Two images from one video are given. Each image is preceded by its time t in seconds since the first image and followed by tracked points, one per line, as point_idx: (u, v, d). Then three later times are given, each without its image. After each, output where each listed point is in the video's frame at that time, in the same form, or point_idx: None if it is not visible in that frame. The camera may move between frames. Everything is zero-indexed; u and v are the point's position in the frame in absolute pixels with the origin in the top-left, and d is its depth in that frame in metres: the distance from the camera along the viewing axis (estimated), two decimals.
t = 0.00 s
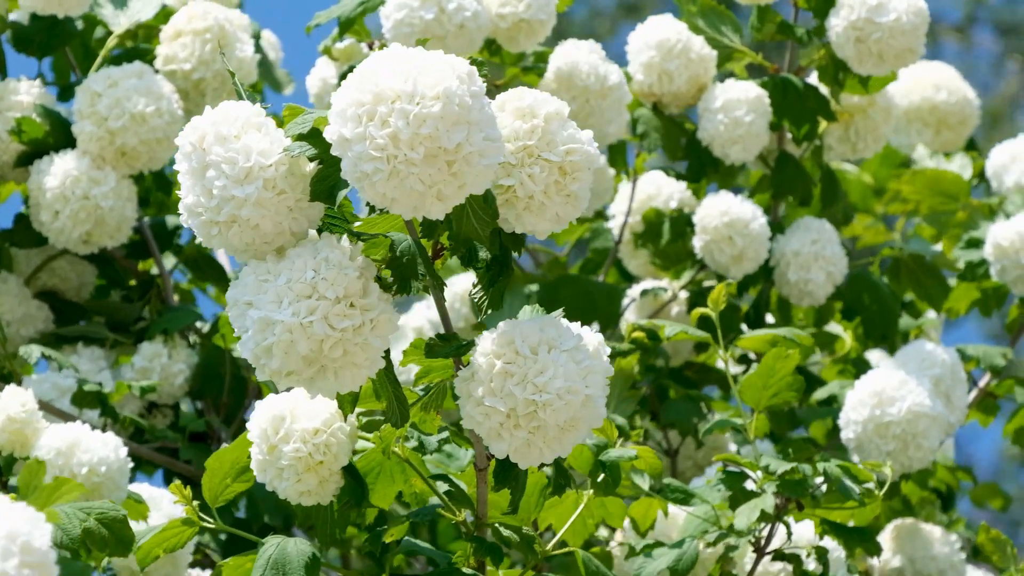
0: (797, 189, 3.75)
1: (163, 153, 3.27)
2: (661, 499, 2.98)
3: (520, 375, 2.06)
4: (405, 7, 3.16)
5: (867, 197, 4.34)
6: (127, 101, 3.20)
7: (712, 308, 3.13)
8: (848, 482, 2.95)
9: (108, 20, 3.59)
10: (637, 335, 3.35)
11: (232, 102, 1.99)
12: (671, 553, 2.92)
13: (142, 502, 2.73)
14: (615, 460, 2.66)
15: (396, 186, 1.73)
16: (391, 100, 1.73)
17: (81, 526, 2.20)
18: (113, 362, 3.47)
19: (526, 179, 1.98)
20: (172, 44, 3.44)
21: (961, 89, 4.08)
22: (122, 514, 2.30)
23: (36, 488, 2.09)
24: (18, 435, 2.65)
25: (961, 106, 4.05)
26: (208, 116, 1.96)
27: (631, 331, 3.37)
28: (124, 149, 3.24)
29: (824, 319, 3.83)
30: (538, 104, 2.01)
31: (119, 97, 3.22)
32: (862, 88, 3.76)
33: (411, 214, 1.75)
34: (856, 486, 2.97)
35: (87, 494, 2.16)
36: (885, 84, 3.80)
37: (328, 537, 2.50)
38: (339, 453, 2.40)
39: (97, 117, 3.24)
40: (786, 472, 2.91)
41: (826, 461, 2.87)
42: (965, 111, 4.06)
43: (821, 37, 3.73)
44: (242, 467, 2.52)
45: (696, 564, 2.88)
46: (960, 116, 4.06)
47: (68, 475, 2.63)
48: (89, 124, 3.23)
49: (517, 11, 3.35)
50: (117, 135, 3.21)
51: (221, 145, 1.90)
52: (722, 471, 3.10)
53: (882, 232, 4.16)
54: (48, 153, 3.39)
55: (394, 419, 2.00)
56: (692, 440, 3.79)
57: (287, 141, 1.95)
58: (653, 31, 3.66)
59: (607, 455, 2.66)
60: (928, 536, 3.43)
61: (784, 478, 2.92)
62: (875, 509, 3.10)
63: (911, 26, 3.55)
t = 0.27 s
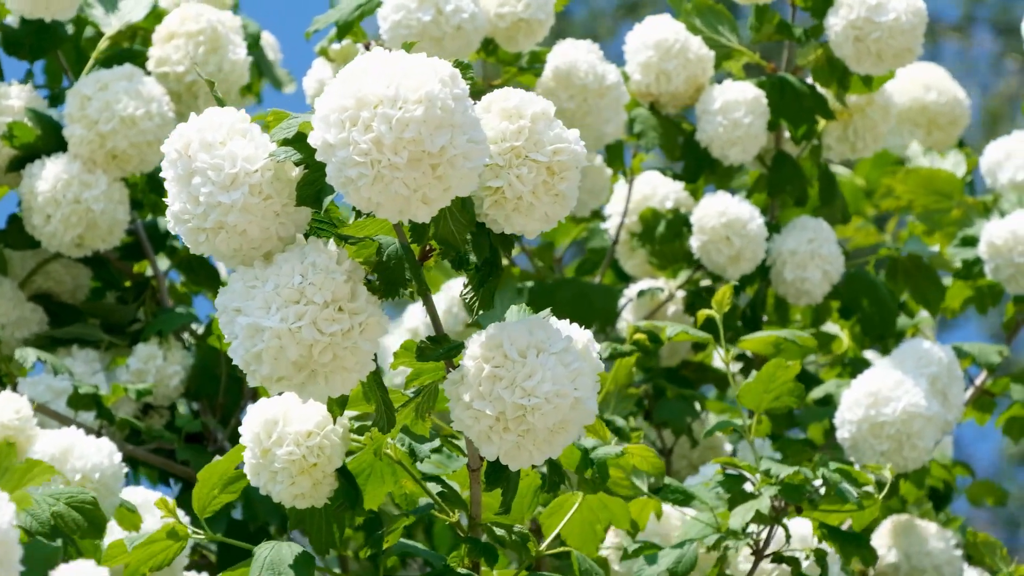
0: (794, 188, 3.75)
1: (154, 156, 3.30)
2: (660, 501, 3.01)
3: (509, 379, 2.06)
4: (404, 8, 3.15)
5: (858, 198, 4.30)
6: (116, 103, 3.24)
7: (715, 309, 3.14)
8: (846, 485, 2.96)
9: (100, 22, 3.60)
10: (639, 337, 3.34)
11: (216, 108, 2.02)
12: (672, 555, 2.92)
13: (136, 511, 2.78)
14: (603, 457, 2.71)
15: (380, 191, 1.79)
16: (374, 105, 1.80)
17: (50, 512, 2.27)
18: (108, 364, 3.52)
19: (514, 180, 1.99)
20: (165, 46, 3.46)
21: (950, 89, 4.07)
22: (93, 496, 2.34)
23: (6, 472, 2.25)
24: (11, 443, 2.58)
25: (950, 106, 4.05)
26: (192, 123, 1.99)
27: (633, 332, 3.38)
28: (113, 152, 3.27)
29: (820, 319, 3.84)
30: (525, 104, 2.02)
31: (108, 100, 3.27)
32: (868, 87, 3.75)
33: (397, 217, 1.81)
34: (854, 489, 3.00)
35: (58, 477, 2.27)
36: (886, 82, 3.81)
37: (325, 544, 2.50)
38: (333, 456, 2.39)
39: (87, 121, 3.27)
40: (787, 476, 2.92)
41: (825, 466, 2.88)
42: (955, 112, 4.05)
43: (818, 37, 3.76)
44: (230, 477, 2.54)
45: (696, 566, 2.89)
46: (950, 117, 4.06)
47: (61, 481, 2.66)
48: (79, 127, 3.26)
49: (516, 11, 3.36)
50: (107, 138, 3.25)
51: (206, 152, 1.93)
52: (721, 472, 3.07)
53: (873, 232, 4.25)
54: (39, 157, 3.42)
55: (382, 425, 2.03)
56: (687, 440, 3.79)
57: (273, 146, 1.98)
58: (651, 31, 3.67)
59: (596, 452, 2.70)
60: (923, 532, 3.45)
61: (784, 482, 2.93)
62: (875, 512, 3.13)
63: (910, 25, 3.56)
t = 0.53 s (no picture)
0: (789, 187, 3.76)
1: (145, 157, 3.35)
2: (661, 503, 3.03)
3: (503, 380, 2.06)
4: (400, 11, 3.14)
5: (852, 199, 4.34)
6: (105, 105, 3.29)
7: (713, 311, 3.15)
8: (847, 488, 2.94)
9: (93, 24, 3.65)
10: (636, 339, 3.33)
11: (205, 114, 2.02)
12: (675, 557, 2.93)
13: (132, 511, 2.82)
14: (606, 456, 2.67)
15: (369, 195, 1.80)
16: (361, 109, 1.81)
17: (22, 502, 2.35)
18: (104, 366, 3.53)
19: (506, 181, 1.98)
20: (156, 47, 3.48)
21: (939, 90, 4.09)
22: (69, 489, 2.41)
23: None
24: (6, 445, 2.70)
25: (939, 107, 4.06)
26: (182, 130, 1.99)
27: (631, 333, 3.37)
28: (105, 155, 3.32)
29: (818, 319, 3.84)
30: (515, 104, 2.02)
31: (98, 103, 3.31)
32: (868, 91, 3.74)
33: (387, 221, 1.82)
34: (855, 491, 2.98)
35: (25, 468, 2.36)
36: (884, 83, 3.82)
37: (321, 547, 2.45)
38: (327, 457, 2.39)
39: (77, 125, 3.30)
40: (786, 478, 2.89)
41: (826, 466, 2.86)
42: (943, 112, 4.06)
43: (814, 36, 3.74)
44: (212, 480, 2.52)
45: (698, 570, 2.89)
46: (938, 117, 4.07)
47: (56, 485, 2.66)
48: (70, 130, 3.30)
49: (513, 12, 3.35)
50: (98, 141, 3.29)
51: (196, 157, 1.93)
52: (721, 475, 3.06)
53: (866, 233, 4.21)
54: (32, 160, 3.44)
55: (369, 430, 2.07)
56: (683, 440, 3.79)
57: (263, 150, 1.98)
58: (648, 30, 3.65)
59: (598, 453, 2.66)
60: (921, 529, 3.44)
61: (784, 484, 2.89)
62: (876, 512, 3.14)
63: (909, 24, 3.55)
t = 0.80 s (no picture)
0: (784, 186, 3.76)
1: (136, 159, 3.36)
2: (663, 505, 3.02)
3: (498, 378, 2.05)
4: (392, 14, 3.16)
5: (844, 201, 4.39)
6: (94, 109, 3.29)
7: (710, 311, 3.15)
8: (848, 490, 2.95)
9: (83, 26, 3.60)
10: (637, 340, 3.37)
11: (196, 119, 2.02)
12: (674, 561, 2.94)
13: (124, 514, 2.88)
14: (603, 458, 2.66)
15: (361, 199, 1.80)
16: (351, 113, 1.80)
17: None
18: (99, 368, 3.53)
19: (499, 180, 1.98)
20: (145, 48, 3.47)
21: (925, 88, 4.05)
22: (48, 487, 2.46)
23: None
24: (1, 446, 2.66)
25: (925, 105, 4.03)
26: (173, 135, 1.98)
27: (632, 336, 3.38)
28: (96, 157, 3.33)
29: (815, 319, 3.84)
30: (506, 103, 2.01)
31: (87, 107, 3.31)
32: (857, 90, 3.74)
33: (380, 223, 1.83)
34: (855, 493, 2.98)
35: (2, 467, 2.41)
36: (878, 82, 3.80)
37: (320, 547, 2.46)
38: (323, 459, 2.39)
39: (67, 128, 3.32)
40: (789, 480, 2.89)
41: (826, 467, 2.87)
42: (930, 111, 4.03)
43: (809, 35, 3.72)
44: (202, 487, 2.51)
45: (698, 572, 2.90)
46: (925, 116, 4.04)
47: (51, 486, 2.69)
48: (60, 133, 3.31)
49: (505, 17, 3.35)
50: (89, 145, 3.30)
51: (189, 163, 1.93)
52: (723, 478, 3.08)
53: (860, 233, 4.25)
54: (23, 164, 3.45)
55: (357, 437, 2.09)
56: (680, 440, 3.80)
57: (255, 155, 1.98)
58: (643, 30, 3.64)
59: (595, 454, 2.65)
60: (918, 530, 3.44)
61: (786, 487, 2.89)
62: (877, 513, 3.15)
63: (904, 24, 3.54)
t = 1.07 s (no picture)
0: (777, 186, 3.74)
1: (126, 161, 3.36)
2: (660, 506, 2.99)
3: (495, 379, 2.04)
4: (381, 17, 3.13)
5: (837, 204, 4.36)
6: (81, 113, 3.28)
7: (713, 313, 3.13)
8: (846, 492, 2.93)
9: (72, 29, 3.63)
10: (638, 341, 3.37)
11: (190, 123, 2.01)
12: (672, 560, 2.92)
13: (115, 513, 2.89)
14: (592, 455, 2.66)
15: (355, 202, 1.79)
16: (344, 116, 1.79)
17: None
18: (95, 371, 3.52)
19: (491, 181, 1.97)
20: (133, 47, 3.46)
21: (907, 87, 3.94)
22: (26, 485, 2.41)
23: None
24: None
25: (907, 105, 3.91)
26: (167, 140, 1.97)
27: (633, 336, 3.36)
28: (85, 161, 3.32)
29: (811, 318, 3.84)
30: (498, 104, 2.00)
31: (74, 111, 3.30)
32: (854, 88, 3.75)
33: (374, 226, 1.81)
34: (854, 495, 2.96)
35: None
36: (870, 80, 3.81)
37: (316, 550, 2.44)
38: (318, 463, 2.38)
39: (55, 134, 3.30)
40: (787, 481, 2.88)
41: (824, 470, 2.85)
42: (910, 111, 3.92)
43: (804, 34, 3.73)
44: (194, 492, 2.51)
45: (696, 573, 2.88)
46: (907, 115, 3.93)
47: (44, 484, 2.68)
48: (48, 140, 3.30)
49: (492, 23, 3.35)
50: (77, 149, 3.29)
51: (183, 168, 1.92)
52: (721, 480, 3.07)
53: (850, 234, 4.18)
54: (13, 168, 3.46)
55: (355, 438, 2.08)
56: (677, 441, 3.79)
57: (249, 159, 1.97)
58: (635, 29, 3.64)
59: (584, 450, 2.66)
60: (916, 531, 3.42)
61: (783, 488, 2.88)
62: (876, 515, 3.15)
63: (895, 23, 3.53)
